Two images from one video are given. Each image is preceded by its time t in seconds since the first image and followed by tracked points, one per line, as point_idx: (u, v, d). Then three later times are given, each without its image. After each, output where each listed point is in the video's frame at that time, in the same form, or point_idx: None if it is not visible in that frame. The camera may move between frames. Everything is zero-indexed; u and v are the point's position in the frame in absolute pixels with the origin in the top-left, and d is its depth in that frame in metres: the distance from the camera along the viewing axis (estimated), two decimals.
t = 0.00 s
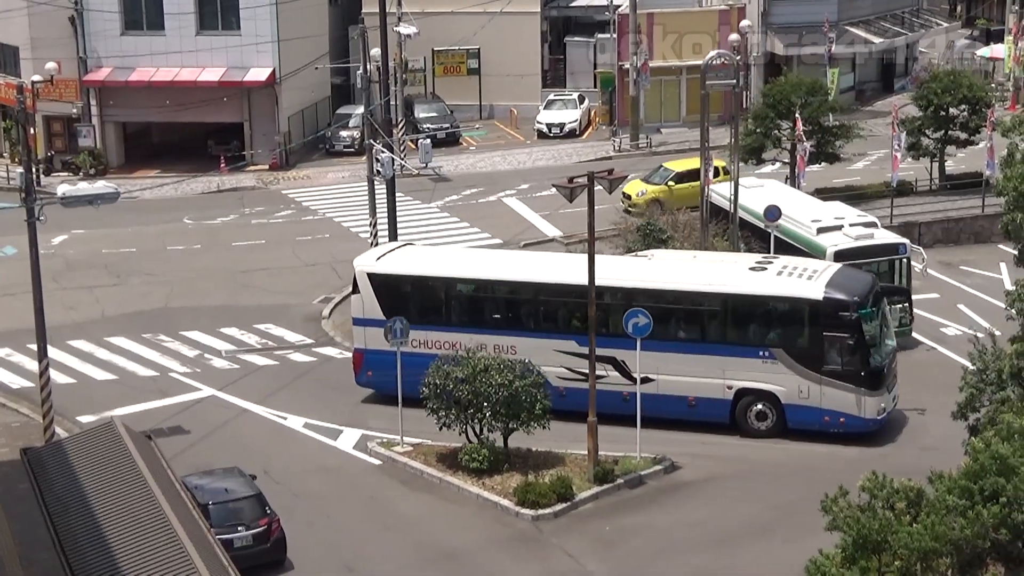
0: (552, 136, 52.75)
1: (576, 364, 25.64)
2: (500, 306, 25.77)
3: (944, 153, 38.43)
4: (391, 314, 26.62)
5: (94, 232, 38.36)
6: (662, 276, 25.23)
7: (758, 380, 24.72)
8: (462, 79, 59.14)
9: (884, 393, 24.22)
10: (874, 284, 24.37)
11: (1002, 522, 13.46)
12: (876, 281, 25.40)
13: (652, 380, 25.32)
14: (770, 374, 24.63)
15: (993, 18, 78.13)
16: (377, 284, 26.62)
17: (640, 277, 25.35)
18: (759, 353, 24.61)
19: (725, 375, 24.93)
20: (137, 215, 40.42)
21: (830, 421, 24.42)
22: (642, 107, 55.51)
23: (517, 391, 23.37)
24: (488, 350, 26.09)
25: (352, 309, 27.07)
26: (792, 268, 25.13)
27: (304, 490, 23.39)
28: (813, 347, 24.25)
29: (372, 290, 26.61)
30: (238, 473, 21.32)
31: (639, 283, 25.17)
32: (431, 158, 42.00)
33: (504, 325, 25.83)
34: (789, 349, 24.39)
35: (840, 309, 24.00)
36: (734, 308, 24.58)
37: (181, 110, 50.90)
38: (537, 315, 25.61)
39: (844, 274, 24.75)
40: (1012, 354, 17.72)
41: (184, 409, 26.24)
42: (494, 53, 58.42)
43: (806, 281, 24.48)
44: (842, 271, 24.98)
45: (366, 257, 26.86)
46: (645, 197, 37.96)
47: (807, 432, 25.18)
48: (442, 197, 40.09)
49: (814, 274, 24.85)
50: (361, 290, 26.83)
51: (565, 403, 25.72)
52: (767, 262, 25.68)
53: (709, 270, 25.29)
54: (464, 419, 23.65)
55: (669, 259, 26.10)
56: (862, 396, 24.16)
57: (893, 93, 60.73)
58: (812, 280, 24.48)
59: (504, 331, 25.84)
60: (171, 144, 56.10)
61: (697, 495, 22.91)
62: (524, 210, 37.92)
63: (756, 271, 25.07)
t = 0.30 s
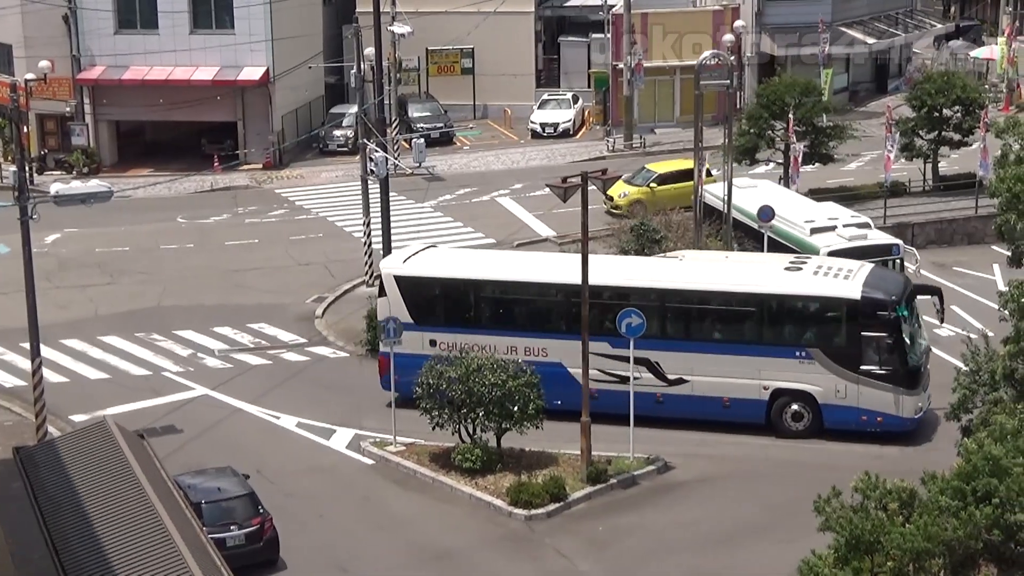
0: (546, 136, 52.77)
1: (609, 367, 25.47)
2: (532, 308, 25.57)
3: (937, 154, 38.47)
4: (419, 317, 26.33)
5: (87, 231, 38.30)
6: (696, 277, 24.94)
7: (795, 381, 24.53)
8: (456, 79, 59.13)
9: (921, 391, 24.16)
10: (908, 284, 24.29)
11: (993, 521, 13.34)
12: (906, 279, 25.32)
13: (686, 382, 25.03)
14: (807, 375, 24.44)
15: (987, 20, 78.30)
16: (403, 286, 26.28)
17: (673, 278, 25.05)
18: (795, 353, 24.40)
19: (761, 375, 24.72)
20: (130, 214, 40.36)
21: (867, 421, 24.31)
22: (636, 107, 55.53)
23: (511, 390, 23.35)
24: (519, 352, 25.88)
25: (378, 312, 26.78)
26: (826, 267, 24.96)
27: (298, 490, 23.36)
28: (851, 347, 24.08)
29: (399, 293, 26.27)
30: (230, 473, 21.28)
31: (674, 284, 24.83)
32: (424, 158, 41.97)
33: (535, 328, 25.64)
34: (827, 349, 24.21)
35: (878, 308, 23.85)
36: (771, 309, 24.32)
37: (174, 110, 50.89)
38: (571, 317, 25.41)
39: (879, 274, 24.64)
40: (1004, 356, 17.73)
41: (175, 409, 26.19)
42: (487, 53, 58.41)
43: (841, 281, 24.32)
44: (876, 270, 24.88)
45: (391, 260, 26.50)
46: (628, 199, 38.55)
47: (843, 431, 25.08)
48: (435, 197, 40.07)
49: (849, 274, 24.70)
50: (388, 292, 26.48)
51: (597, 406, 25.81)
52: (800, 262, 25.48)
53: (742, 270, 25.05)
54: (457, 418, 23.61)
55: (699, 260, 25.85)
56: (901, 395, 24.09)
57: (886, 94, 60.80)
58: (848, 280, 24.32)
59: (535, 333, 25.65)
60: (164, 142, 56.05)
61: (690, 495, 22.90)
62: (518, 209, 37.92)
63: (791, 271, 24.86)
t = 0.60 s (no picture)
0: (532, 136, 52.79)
1: (640, 369, 25.37)
2: (560, 311, 25.51)
3: (923, 153, 38.55)
4: (444, 322, 26.22)
5: (72, 233, 38.24)
6: (726, 278, 24.90)
7: (828, 380, 24.51)
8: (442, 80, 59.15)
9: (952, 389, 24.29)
10: (938, 283, 24.44)
11: (981, 520, 12.92)
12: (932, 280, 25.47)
13: (717, 382, 24.97)
14: (840, 374, 24.45)
15: (972, 19, 78.50)
16: (428, 290, 26.16)
17: (704, 279, 25.01)
18: (829, 352, 24.39)
19: (794, 375, 24.69)
20: (116, 216, 40.31)
21: (900, 419, 24.38)
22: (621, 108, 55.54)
23: (498, 392, 23.37)
24: (545, 355, 25.79)
25: (401, 317, 26.61)
26: (856, 267, 25.03)
27: (286, 492, 23.33)
28: (884, 346, 24.13)
29: (423, 297, 26.17)
30: (218, 475, 21.25)
31: (705, 285, 24.76)
32: (410, 159, 41.99)
33: (563, 330, 25.58)
34: (859, 348, 24.24)
35: (912, 307, 23.94)
36: (804, 308, 24.31)
37: (160, 112, 50.85)
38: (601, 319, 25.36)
39: (909, 274, 24.77)
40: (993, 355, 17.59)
41: (163, 411, 26.17)
42: (474, 54, 58.45)
43: (874, 280, 24.39)
44: (905, 270, 25.00)
45: (414, 264, 26.38)
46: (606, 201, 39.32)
47: (873, 431, 25.10)
48: (422, 198, 40.11)
49: (879, 274, 24.79)
50: (412, 296, 26.32)
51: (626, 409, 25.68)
52: (829, 262, 25.51)
53: (771, 271, 25.03)
54: (444, 419, 23.62)
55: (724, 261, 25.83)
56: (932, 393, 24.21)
57: (872, 94, 60.88)
58: (880, 279, 24.39)
59: (561, 336, 25.59)
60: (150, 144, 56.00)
61: (678, 495, 22.91)
62: (505, 210, 37.96)
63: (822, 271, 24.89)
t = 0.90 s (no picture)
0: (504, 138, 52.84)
1: (654, 370, 25.31)
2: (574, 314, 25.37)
3: (894, 154, 38.64)
4: (455, 326, 26.04)
5: (43, 237, 38.11)
6: (743, 279, 24.87)
7: (847, 379, 24.53)
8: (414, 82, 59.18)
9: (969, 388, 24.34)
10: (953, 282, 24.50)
11: (952, 520, 12.88)
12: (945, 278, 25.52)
13: (734, 383, 24.94)
14: (858, 373, 24.48)
15: (942, 20, 78.75)
16: (442, 294, 25.96)
17: (719, 280, 24.97)
18: (848, 352, 24.41)
19: (812, 375, 24.70)
20: (87, 219, 40.19)
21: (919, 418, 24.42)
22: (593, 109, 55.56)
23: (471, 393, 23.34)
24: (560, 358, 25.66)
25: (412, 321, 26.34)
26: (873, 267, 25.06)
27: (258, 495, 23.27)
28: (903, 345, 24.16)
29: (435, 300, 25.96)
30: (191, 478, 21.13)
31: (722, 287, 24.73)
32: (383, 161, 42.02)
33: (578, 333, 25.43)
34: (877, 348, 24.27)
35: (931, 305, 23.98)
36: (822, 308, 24.33)
37: (131, 115, 50.81)
38: (617, 322, 25.25)
39: (925, 273, 24.83)
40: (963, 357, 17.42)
41: (135, 414, 26.10)
42: (446, 55, 58.44)
43: (892, 279, 24.43)
44: (920, 269, 25.06)
45: (425, 269, 26.19)
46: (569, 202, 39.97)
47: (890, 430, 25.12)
48: (395, 199, 40.18)
49: (896, 274, 24.83)
50: (423, 301, 26.10)
51: (641, 412, 25.60)
52: (844, 262, 25.53)
53: (786, 272, 25.02)
54: (416, 420, 23.60)
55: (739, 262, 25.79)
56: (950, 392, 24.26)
57: (843, 95, 61.03)
58: (898, 279, 24.44)
59: (576, 339, 25.45)
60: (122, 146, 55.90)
61: (650, 497, 22.92)
62: (476, 212, 38.06)
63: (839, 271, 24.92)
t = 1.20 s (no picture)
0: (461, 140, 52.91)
1: (656, 372, 25.23)
2: (573, 317, 25.22)
3: (849, 154, 38.85)
4: (454, 330, 25.79)
5: None
6: (745, 278, 24.87)
7: (849, 377, 24.64)
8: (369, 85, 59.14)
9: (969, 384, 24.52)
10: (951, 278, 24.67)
11: (909, 516, 12.61)
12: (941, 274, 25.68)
13: (737, 383, 24.96)
14: (860, 371, 24.59)
15: (896, 21, 79.32)
16: (439, 298, 25.72)
17: (719, 280, 24.95)
18: (850, 350, 24.52)
19: (814, 373, 24.79)
20: (41, 225, 39.96)
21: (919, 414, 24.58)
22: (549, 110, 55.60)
23: (428, 397, 23.31)
24: (562, 361, 25.45)
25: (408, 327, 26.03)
26: (872, 264, 25.17)
27: (215, 500, 23.16)
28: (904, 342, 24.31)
29: (433, 305, 25.70)
30: (147, 484, 20.72)
31: (723, 287, 24.71)
32: (338, 164, 42.00)
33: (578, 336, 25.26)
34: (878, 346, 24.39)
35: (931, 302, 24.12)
36: (824, 306, 24.42)
37: (83, 120, 50.70)
38: (617, 323, 25.13)
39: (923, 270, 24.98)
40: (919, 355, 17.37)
41: (92, 421, 25.96)
42: (404, 58, 58.41)
43: (892, 276, 24.56)
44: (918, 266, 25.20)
45: (422, 273, 25.94)
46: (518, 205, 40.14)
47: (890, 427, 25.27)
48: (351, 203, 40.18)
49: (894, 271, 24.94)
50: (420, 306, 25.83)
51: (643, 413, 25.49)
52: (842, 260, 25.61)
53: (785, 270, 25.06)
54: (373, 424, 23.54)
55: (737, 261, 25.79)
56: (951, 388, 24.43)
57: (799, 95, 61.37)
58: (897, 276, 24.57)
59: (576, 342, 25.27)
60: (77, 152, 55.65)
61: (609, 498, 22.91)
62: (431, 215, 38.14)
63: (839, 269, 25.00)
